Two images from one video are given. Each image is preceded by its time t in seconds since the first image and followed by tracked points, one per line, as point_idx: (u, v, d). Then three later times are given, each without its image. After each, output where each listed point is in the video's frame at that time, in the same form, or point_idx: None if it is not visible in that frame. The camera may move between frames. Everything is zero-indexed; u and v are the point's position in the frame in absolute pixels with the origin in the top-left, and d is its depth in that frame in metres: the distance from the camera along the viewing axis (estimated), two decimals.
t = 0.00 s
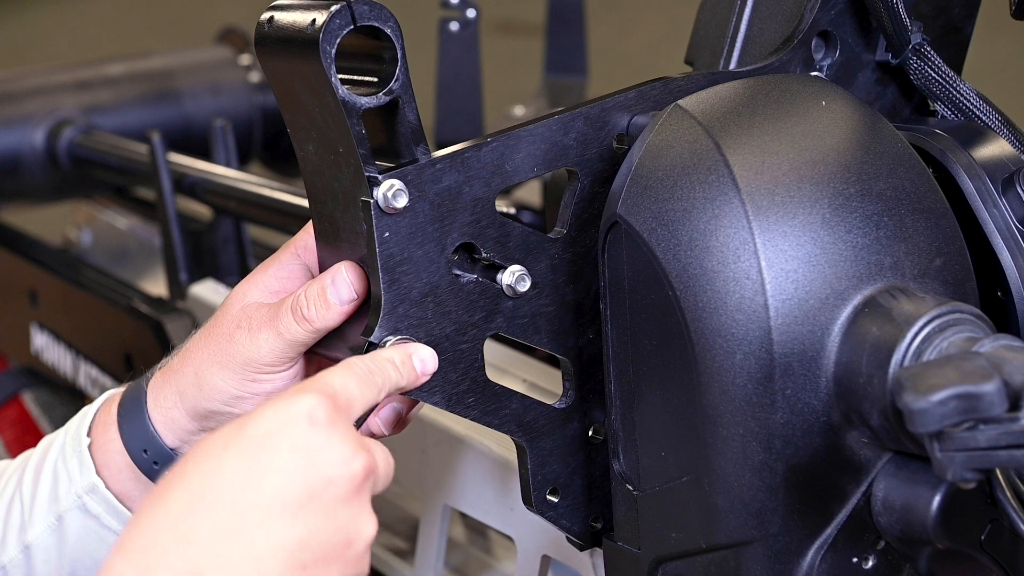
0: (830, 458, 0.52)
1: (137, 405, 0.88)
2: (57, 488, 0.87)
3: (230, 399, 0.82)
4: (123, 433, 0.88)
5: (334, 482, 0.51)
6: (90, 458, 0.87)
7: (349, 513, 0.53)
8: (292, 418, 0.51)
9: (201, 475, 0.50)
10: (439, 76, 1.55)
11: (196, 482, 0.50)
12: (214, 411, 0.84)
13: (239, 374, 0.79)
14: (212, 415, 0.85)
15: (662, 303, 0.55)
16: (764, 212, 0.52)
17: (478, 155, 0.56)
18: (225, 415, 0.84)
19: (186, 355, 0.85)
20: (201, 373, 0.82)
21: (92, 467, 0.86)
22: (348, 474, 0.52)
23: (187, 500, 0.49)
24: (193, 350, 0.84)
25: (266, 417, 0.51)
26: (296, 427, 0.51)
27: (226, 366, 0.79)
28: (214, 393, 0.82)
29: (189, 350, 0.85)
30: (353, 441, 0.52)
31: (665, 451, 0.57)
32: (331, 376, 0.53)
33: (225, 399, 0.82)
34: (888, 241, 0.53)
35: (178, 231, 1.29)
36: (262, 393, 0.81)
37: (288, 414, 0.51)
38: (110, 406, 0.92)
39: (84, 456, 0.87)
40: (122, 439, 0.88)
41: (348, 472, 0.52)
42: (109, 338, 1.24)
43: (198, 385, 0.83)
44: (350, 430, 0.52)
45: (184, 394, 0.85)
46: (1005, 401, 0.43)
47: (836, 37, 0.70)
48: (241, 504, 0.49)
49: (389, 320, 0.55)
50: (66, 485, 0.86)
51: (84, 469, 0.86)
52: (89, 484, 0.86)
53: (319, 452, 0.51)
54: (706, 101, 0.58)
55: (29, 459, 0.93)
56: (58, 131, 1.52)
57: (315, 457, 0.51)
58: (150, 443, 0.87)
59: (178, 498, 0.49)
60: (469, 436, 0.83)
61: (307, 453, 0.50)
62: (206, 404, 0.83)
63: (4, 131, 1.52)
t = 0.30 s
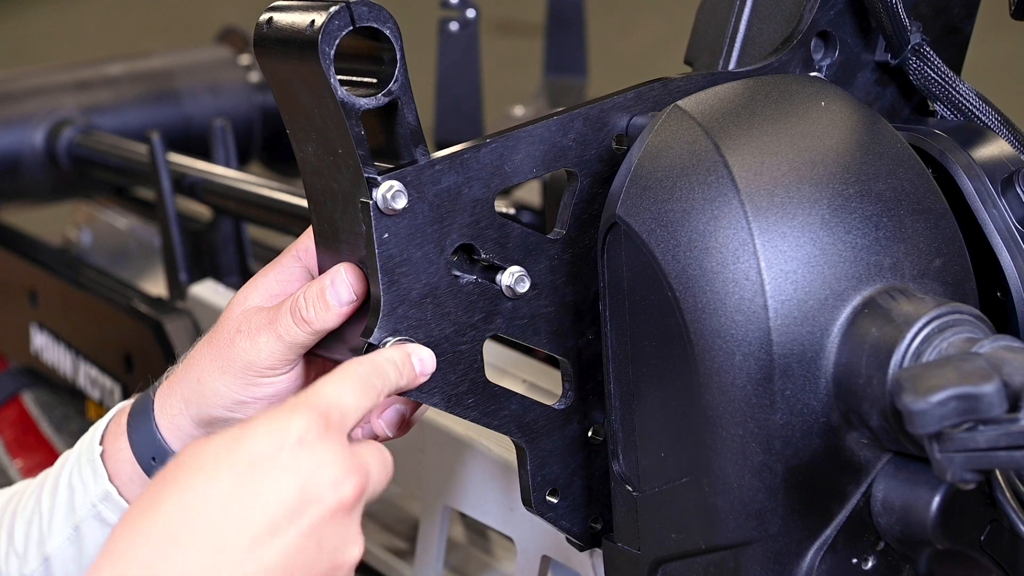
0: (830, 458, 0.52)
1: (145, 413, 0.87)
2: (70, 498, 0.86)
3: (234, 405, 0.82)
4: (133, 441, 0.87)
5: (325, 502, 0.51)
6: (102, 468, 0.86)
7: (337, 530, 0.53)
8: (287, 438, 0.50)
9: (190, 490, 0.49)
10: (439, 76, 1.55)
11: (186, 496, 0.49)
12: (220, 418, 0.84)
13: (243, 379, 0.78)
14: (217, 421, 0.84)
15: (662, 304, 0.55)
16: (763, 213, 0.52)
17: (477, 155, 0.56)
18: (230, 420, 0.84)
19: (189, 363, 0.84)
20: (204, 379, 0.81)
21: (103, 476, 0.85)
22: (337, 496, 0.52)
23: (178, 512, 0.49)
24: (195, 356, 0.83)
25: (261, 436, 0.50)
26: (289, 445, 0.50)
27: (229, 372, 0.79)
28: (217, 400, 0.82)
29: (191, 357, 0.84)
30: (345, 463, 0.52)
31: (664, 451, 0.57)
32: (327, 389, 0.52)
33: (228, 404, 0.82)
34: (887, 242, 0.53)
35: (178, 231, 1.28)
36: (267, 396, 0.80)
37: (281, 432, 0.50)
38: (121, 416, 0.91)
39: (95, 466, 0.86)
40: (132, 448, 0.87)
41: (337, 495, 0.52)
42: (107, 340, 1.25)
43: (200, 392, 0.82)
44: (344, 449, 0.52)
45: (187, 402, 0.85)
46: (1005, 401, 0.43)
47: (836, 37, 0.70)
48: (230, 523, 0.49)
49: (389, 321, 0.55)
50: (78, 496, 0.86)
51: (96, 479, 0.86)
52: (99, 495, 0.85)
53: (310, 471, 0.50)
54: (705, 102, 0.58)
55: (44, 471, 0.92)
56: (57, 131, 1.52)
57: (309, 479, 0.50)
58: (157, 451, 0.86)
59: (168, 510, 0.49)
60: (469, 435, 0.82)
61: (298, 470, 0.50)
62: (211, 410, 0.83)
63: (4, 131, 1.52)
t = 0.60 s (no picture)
0: (830, 458, 0.52)
1: (151, 412, 0.87)
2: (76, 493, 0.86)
3: (238, 406, 0.82)
4: (139, 439, 0.87)
5: (299, 548, 0.53)
6: (109, 465, 0.86)
7: None
8: (261, 486, 0.52)
9: (166, 539, 0.51)
10: (439, 77, 1.55)
11: (163, 547, 0.51)
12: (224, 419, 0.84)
13: (246, 381, 0.78)
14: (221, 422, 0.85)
15: (663, 304, 0.55)
16: (764, 213, 0.52)
17: (478, 156, 0.56)
18: (234, 421, 0.84)
19: (192, 364, 0.84)
20: (207, 380, 0.81)
21: (110, 472, 0.86)
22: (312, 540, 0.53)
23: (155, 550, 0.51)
24: (198, 357, 0.83)
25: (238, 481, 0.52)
26: (266, 493, 0.52)
27: (231, 374, 0.79)
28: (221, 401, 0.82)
29: (195, 357, 0.84)
30: (322, 508, 0.53)
31: (665, 451, 0.57)
32: (307, 429, 0.53)
33: (232, 405, 0.82)
34: (888, 242, 0.53)
35: (178, 231, 1.29)
36: (270, 397, 0.80)
37: (257, 478, 0.52)
38: (126, 414, 0.92)
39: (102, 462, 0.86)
40: (138, 445, 0.87)
41: (313, 539, 0.53)
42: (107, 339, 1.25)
43: (204, 393, 0.83)
44: (321, 495, 0.54)
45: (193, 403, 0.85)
46: (1006, 401, 0.43)
47: (836, 37, 0.70)
48: (206, 568, 0.51)
49: (389, 321, 0.55)
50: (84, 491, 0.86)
51: (103, 475, 0.86)
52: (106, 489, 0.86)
53: (284, 516, 0.52)
54: (706, 102, 0.58)
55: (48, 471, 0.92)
56: (58, 131, 1.52)
57: (283, 523, 0.52)
58: (165, 451, 0.86)
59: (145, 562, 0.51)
60: (469, 435, 0.82)
61: (273, 518, 0.52)
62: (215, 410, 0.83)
63: (4, 131, 1.52)
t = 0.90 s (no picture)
0: (829, 457, 0.52)
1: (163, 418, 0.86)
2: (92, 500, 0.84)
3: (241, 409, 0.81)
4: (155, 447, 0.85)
5: (278, 512, 0.53)
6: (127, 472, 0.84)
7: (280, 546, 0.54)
8: (262, 441, 0.51)
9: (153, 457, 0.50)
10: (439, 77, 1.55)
11: (149, 464, 0.50)
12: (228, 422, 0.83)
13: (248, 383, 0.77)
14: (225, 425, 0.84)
15: (662, 303, 0.55)
16: (763, 212, 0.52)
17: (477, 154, 0.56)
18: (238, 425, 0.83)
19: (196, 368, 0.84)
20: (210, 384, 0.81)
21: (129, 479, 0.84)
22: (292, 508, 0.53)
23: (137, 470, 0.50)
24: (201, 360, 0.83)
25: (243, 427, 0.52)
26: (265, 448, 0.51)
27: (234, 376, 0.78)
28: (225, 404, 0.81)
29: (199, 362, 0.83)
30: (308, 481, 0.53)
31: (664, 450, 0.57)
32: (311, 396, 0.53)
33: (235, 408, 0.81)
34: (887, 241, 0.53)
35: (178, 231, 1.28)
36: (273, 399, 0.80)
37: (262, 431, 0.52)
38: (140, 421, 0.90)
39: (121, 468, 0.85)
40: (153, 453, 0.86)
41: (293, 508, 0.53)
42: (107, 339, 1.25)
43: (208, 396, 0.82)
44: (307, 471, 0.54)
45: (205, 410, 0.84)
46: (1005, 400, 0.43)
47: (836, 37, 0.70)
48: (185, 498, 0.50)
49: (388, 319, 0.55)
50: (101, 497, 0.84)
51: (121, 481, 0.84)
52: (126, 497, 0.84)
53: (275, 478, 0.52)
54: (705, 101, 0.58)
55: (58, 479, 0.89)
56: (57, 131, 1.52)
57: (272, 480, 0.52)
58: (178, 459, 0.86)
59: (131, 469, 0.50)
60: (469, 435, 0.82)
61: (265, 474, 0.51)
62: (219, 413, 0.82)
63: (4, 131, 1.52)
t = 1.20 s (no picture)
0: (830, 458, 0.52)
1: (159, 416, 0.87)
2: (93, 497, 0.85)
3: (238, 407, 0.82)
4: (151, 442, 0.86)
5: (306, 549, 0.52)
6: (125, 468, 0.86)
7: None
8: (272, 485, 0.51)
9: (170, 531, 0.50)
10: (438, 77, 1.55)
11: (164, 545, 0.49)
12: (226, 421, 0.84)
13: (244, 382, 0.78)
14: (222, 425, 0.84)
15: (662, 304, 0.55)
16: (763, 212, 0.52)
17: (477, 155, 0.56)
18: (235, 424, 0.84)
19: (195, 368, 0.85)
20: (208, 383, 0.81)
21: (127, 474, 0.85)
22: (317, 544, 0.52)
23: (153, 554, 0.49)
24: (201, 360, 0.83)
25: (247, 475, 0.51)
26: (274, 489, 0.51)
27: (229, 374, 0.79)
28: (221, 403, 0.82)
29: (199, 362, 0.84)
30: (327, 510, 0.52)
31: (664, 450, 0.57)
32: (314, 426, 0.53)
33: (232, 407, 0.82)
34: (887, 241, 0.53)
35: (178, 231, 1.28)
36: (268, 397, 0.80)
37: (266, 473, 0.51)
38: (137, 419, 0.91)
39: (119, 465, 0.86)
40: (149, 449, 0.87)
41: (319, 541, 0.52)
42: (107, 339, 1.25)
43: (206, 395, 0.83)
44: (330, 499, 0.53)
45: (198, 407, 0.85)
46: (1005, 401, 0.43)
47: (835, 37, 0.70)
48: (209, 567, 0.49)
49: (388, 321, 0.55)
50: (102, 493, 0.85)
51: (121, 478, 0.85)
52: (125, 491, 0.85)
53: (292, 516, 0.51)
54: (705, 101, 0.58)
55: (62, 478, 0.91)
56: (57, 131, 1.52)
57: (292, 521, 0.51)
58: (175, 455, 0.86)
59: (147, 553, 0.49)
60: (469, 435, 0.82)
61: (282, 516, 0.51)
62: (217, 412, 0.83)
63: (4, 131, 1.52)
